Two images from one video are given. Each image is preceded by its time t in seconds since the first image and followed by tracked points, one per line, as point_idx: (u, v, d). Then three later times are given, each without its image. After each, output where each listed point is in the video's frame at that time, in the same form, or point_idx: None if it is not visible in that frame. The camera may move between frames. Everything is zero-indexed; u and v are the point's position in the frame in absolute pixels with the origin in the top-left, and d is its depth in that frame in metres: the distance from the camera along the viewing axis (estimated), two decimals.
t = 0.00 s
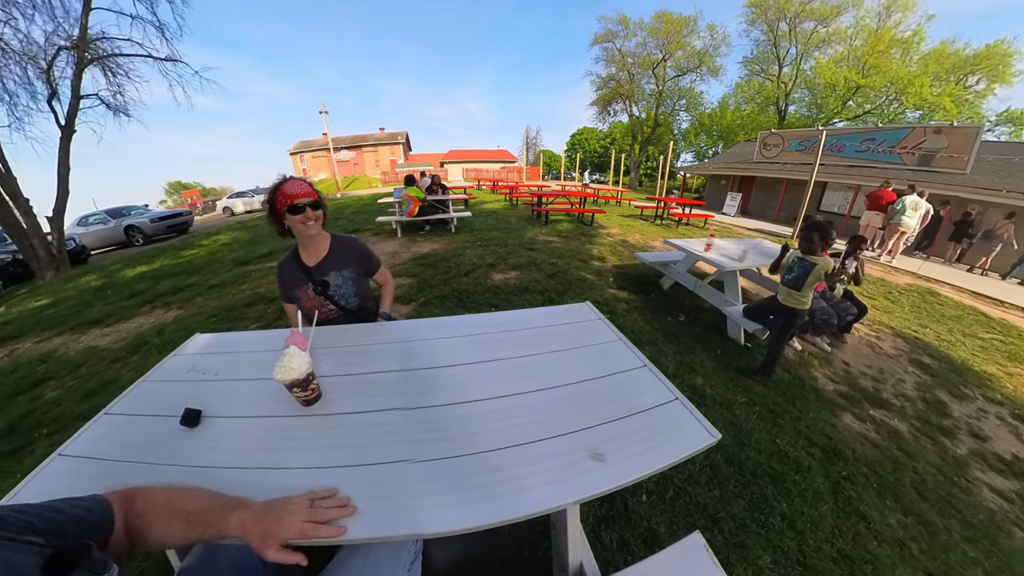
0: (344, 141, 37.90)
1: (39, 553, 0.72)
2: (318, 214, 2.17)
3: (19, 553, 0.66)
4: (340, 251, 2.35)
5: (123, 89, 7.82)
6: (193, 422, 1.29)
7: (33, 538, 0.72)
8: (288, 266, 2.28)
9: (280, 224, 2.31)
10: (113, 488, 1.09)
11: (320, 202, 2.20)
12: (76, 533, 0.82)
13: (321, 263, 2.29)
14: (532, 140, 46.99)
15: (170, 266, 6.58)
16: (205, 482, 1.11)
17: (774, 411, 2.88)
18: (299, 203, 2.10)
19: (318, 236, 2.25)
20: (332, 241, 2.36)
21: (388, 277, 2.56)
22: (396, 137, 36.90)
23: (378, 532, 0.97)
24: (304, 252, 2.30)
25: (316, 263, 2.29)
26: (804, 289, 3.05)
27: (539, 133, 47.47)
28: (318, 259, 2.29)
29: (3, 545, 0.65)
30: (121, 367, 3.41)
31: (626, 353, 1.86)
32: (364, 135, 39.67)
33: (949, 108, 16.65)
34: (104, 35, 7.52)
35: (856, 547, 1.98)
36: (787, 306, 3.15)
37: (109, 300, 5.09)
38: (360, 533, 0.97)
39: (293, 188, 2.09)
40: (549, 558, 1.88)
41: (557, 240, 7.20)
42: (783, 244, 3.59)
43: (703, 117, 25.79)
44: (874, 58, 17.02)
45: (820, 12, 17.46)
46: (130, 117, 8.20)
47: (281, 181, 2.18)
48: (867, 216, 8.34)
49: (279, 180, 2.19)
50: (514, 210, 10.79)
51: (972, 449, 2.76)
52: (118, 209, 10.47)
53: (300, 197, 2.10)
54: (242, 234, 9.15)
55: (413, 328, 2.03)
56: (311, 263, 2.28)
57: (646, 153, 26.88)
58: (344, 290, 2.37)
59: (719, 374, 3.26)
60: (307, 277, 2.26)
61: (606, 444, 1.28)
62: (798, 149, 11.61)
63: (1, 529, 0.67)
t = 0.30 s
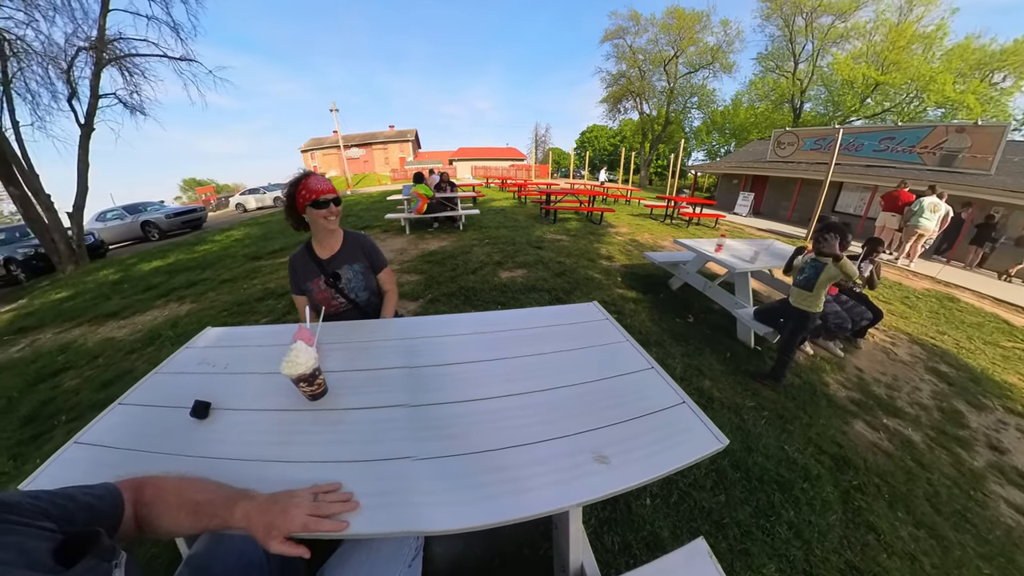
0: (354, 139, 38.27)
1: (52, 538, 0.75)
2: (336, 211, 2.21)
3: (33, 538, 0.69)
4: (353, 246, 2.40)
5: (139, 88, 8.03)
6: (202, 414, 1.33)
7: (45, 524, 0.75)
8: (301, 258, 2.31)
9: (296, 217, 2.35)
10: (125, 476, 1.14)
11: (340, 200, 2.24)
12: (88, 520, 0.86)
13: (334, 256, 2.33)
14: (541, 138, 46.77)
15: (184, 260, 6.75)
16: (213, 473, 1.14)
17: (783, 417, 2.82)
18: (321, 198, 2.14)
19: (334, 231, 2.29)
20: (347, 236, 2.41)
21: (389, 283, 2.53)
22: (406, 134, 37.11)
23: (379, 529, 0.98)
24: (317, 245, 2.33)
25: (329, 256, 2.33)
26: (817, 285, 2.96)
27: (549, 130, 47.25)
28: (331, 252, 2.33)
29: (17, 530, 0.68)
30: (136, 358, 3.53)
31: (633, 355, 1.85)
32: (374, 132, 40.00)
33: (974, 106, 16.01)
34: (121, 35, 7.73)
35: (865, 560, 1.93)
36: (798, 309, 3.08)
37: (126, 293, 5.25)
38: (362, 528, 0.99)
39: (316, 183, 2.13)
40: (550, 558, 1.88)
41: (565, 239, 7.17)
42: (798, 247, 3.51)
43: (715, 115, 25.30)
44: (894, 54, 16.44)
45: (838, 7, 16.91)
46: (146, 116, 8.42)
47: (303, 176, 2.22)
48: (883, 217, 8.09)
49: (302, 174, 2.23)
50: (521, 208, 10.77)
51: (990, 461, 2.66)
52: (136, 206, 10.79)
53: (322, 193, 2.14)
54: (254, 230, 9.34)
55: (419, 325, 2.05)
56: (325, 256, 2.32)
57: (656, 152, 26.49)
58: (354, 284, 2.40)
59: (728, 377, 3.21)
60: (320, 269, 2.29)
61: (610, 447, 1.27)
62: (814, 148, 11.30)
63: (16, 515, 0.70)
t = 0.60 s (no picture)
0: (361, 137, 38.47)
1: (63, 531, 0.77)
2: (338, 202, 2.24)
3: (43, 530, 0.71)
4: (367, 240, 2.44)
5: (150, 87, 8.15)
6: (209, 409, 1.35)
7: (57, 517, 0.78)
8: (318, 245, 2.39)
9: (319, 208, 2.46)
10: (134, 470, 1.16)
11: (347, 194, 2.29)
12: (97, 513, 0.88)
13: (348, 247, 2.39)
14: (547, 136, 46.57)
15: (193, 257, 6.87)
16: (219, 468, 1.16)
17: (789, 420, 2.79)
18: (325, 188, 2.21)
19: (343, 222, 2.34)
20: (362, 229, 2.47)
21: (393, 280, 2.52)
22: (412, 132, 37.23)
23: (383, 526, 1.00)
24: (333, 234, 2.40)
25: (343, 245, 2.38)
26: (829, 288, 2.91)
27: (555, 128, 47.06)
28: (346, 242, 2.39)
29: (28, 522, 0.69)
30: (146, 352, 3.60)
31: (638, 356, 1.84)
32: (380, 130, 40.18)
33: (991, 104, 15.57)
34: (132, 35, 7.85)
35: (871, 567, 1.90)
36: (807, 310, 3.03)
37: (137, 289, 5.36)
38: (365, 525, 1.00)
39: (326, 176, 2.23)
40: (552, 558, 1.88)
41: (570, 238, 7.13)
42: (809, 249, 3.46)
43: (723, 113, 24.94)
44: (909, 51, 16.05)
45: (851, 2, 16.53)
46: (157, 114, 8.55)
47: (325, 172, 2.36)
48: (893, 218, 7.90)
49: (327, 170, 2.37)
50: (527, 207, 10.74)
51: (1003, 470, 2.60)
52: (148, 203, 11.00)
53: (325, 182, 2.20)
54: (262, 227, 9.46)
55: (424, 323, 2.06)
56: (339, 245, 2.38)
57: (663, 150, 26.21)
58: (364, 274, 2.42)
59: (734, 379, 3.17)
60: (333, 256, 2.34)
61: (614, 448, 1.27)
62: (825, 147, 11.09)
63: (27, 507, 0.72)
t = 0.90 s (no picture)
0: (353, 136, 38.08)
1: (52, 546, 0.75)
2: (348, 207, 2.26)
3: (31, 545, 0.69)
4: (367, 240, 2.46)
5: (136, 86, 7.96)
6: (202, 415, 1.33)
7: (46, 531, 0.76)
8: (319, 242, 2.39)
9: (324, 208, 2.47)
10: (123, 479, 1.14)
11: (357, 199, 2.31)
12: (87, 525, 0.86)
13: (347, 245, 2.40)
14: (540, 135, 46.57)
15: (182, 260, 6.73)
16: (213, 476, 1.14)
17: (782, 415, 2.84)
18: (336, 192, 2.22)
19: (349, 225, 2.36)
20: (363, 231, 2.49)
21: (388, 281, 2.51)
22: (405, 131, 36.95)
23: (382, 529, 0.99)
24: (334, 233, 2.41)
25: (343, 243, 2.39)
26: (822, 285, 2.95)
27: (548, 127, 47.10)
28: (346, 241, 2.40)
29: (16, 537, 0.67)
30: (136, 358, 3.52)
31: (634, 354, 1.86)
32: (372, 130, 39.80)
33: (975, 104, 15.98)
34: (117, 32, 7.65)
35: (863, 557, 1.95)
36: (797, 308, 3.09)
37: (125, 293, 5.24)
38: (364, 530, 0.99)
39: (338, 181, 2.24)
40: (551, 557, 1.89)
41: (565, 237, 7.15)
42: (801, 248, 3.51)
43: (715, 113, 25.23)
44: (895, 52, 16.39)
45: (840, 4, 16.81)
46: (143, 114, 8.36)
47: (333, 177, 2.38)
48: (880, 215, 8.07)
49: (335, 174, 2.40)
50: (521, 206, 10.73)
51: (987, 460, 2.68)
52: (135, 204, 10.76)
53: (338, 187, 2.21)
54: (252, 229, 9.31)
55: (420, 324, 2.05)
56: (339, 243, 2.39)
57: (656, 149, 26.41)
58: (360, 271, 2.42)
59: (728, 375, 3.22)
60: (332, 252, 2.34)
61: (612, 447, 1.28)
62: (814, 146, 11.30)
63: (16, 521, 0.71)
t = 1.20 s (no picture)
0: (340, 136, 37.48)
1: (24, 575, 0.72)
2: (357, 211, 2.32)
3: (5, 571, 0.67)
4: (365, 241, 2.49)
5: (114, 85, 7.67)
6: (187, 426, 1.29)
7: (18, 558, 0.73)
8: (314, 241, 2.36)
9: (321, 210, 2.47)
10: (105, 496, 1.09)
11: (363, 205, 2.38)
12: (65, 547, 0.84)
13: (345, 245, 2.40)
14: (530, 135, 46.61)
15: (165, 264, 6.52)
16: (200, 489, 1.11)
17: (773, 407, 2.91)
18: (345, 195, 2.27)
19: (351, 227, 2.36)
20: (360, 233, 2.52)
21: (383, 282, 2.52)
22: (394, 131, 36.53)
23: (378, 539, 0.98)
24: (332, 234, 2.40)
25: (340, 243, 2.39)
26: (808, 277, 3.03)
27: (538, 127, 47.23)
28: (343, 241, 2.40)
29: None
30: (118, 366, 3.40)
31: (628, 351, 1.88)
32: (360, 130, 39.24)
33: (950, 105, 16.61)
34: (93, 28, 7.35)
35: (854, 544, 2.01)
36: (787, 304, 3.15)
37: (104, 299, 5.06)
38: (360, 539, 0.97)
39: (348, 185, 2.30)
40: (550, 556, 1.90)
41: (557, 236, 7.19)
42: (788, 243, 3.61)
43: (703, 112, 25.70)
44: (875, 53, 16.92)
45: (822, 6, 17.28)
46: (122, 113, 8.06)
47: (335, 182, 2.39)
48: (863, 211, 8.33)
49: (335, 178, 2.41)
50: (513, 205, 10.74)
51: (968, 446, 2.79)
52: (113, 207, 10.37)
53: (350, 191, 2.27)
54: (238, 231, 9.09)
55: (413, 326, 2.04)
56: (336, 242, 2.38)
57: (645, 148, 26.74)
58: (357, 271, 2.41)
59: (719, 370, 3.28)
60: (329, 250, 2.32)
61: (609, 446, 1.29)
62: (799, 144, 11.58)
63: None
